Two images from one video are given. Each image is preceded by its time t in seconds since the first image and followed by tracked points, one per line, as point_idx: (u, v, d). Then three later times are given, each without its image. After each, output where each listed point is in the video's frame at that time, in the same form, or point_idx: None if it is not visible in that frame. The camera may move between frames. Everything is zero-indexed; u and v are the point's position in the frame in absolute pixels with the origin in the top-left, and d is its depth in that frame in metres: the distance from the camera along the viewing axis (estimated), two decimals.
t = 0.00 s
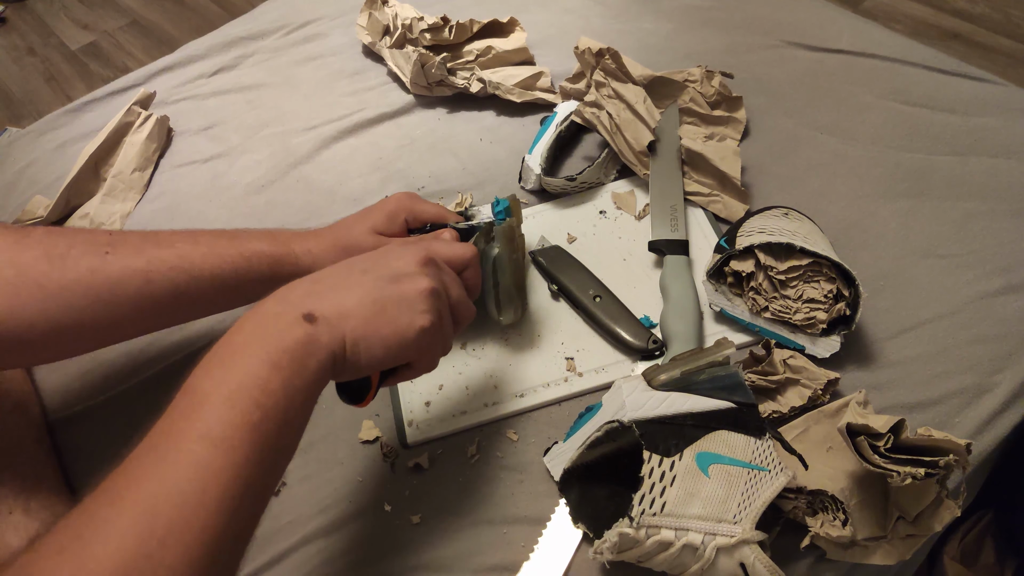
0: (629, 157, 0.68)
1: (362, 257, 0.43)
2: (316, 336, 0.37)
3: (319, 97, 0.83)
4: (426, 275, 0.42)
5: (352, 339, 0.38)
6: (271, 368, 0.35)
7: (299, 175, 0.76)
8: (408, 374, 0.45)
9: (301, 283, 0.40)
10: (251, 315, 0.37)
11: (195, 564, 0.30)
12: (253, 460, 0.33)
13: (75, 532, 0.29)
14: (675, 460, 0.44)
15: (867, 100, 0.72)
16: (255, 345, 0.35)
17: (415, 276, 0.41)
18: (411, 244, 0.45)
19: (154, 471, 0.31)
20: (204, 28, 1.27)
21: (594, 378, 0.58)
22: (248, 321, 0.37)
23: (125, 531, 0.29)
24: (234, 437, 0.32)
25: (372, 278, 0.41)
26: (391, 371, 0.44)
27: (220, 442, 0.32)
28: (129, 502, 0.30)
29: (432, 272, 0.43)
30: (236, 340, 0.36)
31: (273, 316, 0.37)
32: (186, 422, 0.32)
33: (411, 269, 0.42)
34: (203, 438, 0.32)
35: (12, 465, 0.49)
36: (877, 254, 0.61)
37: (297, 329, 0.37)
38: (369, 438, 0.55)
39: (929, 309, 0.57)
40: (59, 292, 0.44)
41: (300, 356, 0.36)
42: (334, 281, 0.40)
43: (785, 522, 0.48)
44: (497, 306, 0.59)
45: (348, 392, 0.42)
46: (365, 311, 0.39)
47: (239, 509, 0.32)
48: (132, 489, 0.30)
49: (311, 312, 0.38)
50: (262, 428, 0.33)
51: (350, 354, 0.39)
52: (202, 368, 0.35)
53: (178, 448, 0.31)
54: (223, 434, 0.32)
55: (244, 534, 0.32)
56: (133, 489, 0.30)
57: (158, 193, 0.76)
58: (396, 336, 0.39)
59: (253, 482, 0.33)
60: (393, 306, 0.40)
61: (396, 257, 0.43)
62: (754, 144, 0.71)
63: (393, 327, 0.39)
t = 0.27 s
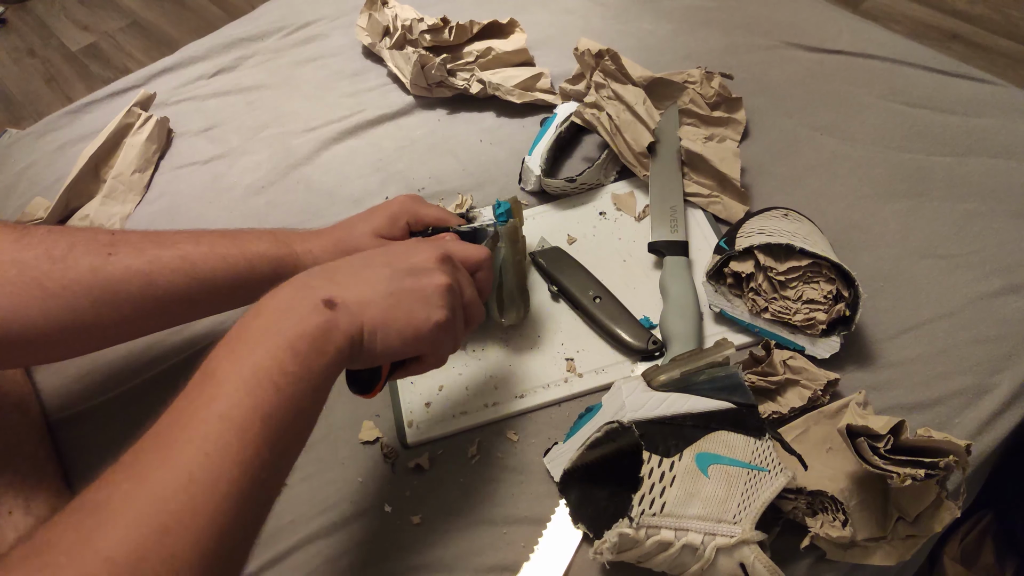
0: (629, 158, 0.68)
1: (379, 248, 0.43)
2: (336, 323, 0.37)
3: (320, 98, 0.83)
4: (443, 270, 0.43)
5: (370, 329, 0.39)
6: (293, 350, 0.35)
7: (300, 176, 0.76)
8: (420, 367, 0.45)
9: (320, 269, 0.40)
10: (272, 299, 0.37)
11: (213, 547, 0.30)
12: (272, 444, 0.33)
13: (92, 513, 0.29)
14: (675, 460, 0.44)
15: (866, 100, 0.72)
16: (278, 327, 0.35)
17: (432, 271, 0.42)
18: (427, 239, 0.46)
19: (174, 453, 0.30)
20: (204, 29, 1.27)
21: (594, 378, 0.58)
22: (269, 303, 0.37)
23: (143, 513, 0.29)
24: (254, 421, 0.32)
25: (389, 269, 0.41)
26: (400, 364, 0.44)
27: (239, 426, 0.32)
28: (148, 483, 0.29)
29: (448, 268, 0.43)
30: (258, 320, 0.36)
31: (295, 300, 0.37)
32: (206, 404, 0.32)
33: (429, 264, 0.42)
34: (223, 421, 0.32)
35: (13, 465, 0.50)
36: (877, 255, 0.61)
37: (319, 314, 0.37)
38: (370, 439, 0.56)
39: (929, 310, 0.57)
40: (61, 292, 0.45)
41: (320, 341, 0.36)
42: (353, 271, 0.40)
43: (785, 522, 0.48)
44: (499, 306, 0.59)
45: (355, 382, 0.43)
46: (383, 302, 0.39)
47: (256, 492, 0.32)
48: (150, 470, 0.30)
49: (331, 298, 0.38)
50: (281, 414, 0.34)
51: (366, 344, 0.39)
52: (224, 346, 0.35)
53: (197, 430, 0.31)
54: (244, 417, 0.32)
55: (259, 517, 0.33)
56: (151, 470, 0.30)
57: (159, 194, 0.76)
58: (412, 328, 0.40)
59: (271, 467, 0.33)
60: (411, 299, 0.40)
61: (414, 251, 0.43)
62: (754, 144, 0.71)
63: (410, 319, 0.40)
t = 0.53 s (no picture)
0: (629, 159, 0.68)
1: (370, 271, 0.44)
2: (324, 346, 0.38)
3: (319, 98, 0.83)
4: (433, 291, 0.43)
5: (359, 354, 0.40)
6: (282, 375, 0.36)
7: (300, 176, 0.76)
8: (410, 391, 0.45)
9: (311, 295, 0.41)
10: (261, 327, 0.38)
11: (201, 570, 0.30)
12: (260, 464, 0.33)
13: (82, 539, 0.29)
14: (675, 461, 0.44)
15: (866, 100, 0.72)
16: (266, 353, 0.36)
17: (422, 291, 0.43)
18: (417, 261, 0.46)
19: (162, 478, 0.31)
20: (204, 29, 1.27)
21: (594, 379, 0.58)
22: (259, 330, 0.38)
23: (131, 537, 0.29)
24: (243, 443, 0.33)
25: (379, 292, 0.42)
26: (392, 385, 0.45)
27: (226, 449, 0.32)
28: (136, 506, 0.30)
29: (439, 289, 0.44)
30: (247, 348, 0.36)
31: (286, 325, 0.38)
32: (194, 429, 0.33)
33: (419, 286, 0.43)
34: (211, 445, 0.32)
35: (13, 466, 0.50)
36: (877, 255, 0.61)
37: (308, 339, 0.38)
38: (370, 439, 0.56)
39: (929, 310, 0.57)
40: (63, 284, 0.45)
41: (309, 365, 0.37)
42: (344, 295, 0.41)
43: (785, 523, 0.48)
44: (499, 302, 0.60)
45: (348, 406, 0.43)
46: (372, 324, 0.40)
47: (245, 514, 0.32)
48: (138, 494, 0.30)
49: (322, 323, 0.39)
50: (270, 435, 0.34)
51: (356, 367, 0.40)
52: (214, 373, 0.35)
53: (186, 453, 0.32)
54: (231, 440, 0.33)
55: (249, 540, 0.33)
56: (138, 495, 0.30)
57: (159, 194, 0.76)
58: (402, 351, 0.41)
59: (260, 488, 0.33)
60: (400, 321, 0.41)
61: (402, 273, 0.44)
62: (754, 145, 0.71)
63: (400, 342, 0.41)
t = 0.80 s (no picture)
0: (628, 158, 0.68)
1: (353, 263, 0.44)
2: (313, 338, 0.38)
3: (319, 98, 0.83)
4: (421, 280, 0.43)
5: (347, 345, 0.40)
6: (270, 369, 0.35)
7: (299, 176, 0.76)
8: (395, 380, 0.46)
9: (295, 287, 0.41)
10: (246, 322, 0.38)
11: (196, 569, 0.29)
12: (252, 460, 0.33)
13: (67, 545, 0.29)
14: (675, 462, 0.44)
15: (867, 100, 0.72)
16: (254, 348, 0.36)
17: (409, 281, 0.43)
18: (404, 250, 0.46)
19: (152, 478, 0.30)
20: (204, 29, 1.27)
21: (594, 378, 0.58)
22: (244, 326, 0.37)
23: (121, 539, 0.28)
24: (237, 437, 0.33)
25: (368, 283, 0.42)
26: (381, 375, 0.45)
27: (217, 446, 0.32)
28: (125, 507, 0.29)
29: (426, 279, 0.44)
30: (233, 344, 0.36)
31: (271, 319, 0.38)
32: (184, 426, 0.32)
33: (406, 276, 0.43)
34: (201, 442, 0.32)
35: (13, 466, 0.50)
36: (877, 255, 0.61)
37: (296, 332, 0.37)
38: (369, 439, 0.55)
39: (929, 310, 0.57)
40: (62, 279, 0.45)
41: (297, 358, 0.37)
42: (330, 287, 0.41)
43: (785, 523, 0.48)
44: (491, 292, 0.60)
45: (334, 392, 0.43)
46: (361, 316, 0.40)
47: (239, 511, 0.32)
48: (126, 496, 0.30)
49: (309, 315, 0.39)
50: (261, 430, 0.34)
51: (343, 359, 0.40)
52: (200, 371, 0.35)
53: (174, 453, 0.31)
54: (222, 436, 0.32)
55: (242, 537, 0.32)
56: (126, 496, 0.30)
57: (159, 194, 0.76)
58: (390, 341, 0.41)
59: (253, 483, 0.33)
60: (388, 310, 0.41)
61: (389, 263, 0.44)
62: (754, 144, 0.71)
63: (389, 330, 0.41)
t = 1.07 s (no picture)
0: (628, 158, 0.68)
1: (384, 252, 0.44)
2: (344, 321, 0.38)
3: (319, 97, 0.83)
4: (448, 270, 0.44)
5: (378, 331, 0.40)
6: (303, 348, 0.36)
7: (300, 175, 0.76)
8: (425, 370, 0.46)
9: (331, 272, 0.42)
10: (282, 302, 0.38)
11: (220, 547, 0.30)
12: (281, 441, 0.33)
13: (102, 510, 0.29)
14: (675, 461, 0.44)
15: (867, 100, 0.72)
16: (289, 326, 0.36)
17: (438, 270, 0.43)
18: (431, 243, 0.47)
19: (183, 451, 0.31)
20: (204, 29, 1.27)
21: (594, 378, 0.58)
22: (280, 305, 0.38)
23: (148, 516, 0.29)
24: (266, 415, 0.33)
25: (397, 271, 0.42)
26: (409, 364, 0.45)
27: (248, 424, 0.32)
28: (153, 484, 0.30)
29: (453, 269, 0.44)
30: (268, 322, 0.37)
31: (306, 300, 0.38)
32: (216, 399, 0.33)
33: (433, 265, 0.43)
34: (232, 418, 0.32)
35: (14, 466, 0.50)
36: (877, 255, 0.61)
37: (327, 314, 0.38)
38: (369, 439, 0.55)
39: (929, 310, 0.57)
40: (62, 269, 0.46)
41: (329, 340, 0.37)
42: (363, 273, 0.42)
43: (785, 522, 0.48)
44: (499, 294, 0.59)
45: (366, 384, 0.43)
46: (391, 302, 0.40)
47: (265, 490, 0.32)
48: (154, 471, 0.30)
49: (340, 299, 0.39)
50: (291, 411, 0.34)
51: (373, 345, 0.40)
52: (236, 345, 0.36)
53: (207, 429, 0.31)
54: (253, 415, 0.32)
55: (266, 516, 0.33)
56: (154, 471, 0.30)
57: (159, 193, 0.76)
58: (420, 328, 0.41)
59: (280, 465, 0.33)
60: (417, 297, 0.41)
61: (418, 254, 0.44)
62: (755, 144, 0.71)
63: (418, 316, 0.41)
